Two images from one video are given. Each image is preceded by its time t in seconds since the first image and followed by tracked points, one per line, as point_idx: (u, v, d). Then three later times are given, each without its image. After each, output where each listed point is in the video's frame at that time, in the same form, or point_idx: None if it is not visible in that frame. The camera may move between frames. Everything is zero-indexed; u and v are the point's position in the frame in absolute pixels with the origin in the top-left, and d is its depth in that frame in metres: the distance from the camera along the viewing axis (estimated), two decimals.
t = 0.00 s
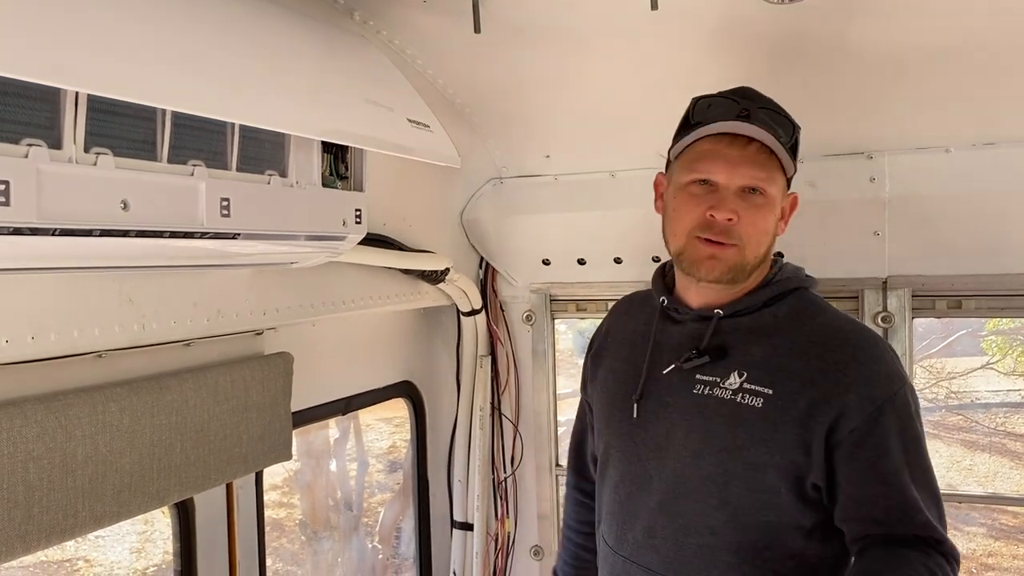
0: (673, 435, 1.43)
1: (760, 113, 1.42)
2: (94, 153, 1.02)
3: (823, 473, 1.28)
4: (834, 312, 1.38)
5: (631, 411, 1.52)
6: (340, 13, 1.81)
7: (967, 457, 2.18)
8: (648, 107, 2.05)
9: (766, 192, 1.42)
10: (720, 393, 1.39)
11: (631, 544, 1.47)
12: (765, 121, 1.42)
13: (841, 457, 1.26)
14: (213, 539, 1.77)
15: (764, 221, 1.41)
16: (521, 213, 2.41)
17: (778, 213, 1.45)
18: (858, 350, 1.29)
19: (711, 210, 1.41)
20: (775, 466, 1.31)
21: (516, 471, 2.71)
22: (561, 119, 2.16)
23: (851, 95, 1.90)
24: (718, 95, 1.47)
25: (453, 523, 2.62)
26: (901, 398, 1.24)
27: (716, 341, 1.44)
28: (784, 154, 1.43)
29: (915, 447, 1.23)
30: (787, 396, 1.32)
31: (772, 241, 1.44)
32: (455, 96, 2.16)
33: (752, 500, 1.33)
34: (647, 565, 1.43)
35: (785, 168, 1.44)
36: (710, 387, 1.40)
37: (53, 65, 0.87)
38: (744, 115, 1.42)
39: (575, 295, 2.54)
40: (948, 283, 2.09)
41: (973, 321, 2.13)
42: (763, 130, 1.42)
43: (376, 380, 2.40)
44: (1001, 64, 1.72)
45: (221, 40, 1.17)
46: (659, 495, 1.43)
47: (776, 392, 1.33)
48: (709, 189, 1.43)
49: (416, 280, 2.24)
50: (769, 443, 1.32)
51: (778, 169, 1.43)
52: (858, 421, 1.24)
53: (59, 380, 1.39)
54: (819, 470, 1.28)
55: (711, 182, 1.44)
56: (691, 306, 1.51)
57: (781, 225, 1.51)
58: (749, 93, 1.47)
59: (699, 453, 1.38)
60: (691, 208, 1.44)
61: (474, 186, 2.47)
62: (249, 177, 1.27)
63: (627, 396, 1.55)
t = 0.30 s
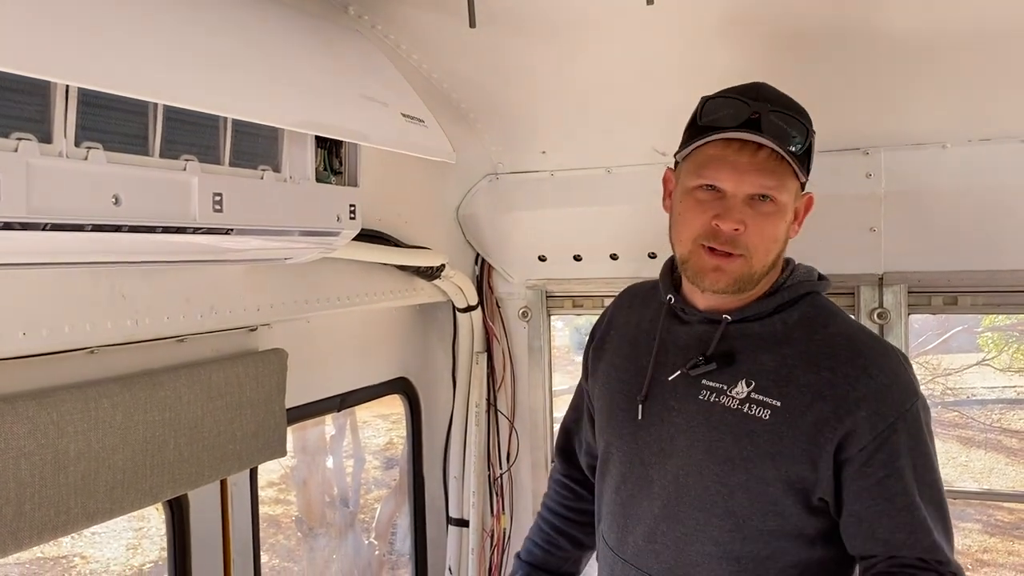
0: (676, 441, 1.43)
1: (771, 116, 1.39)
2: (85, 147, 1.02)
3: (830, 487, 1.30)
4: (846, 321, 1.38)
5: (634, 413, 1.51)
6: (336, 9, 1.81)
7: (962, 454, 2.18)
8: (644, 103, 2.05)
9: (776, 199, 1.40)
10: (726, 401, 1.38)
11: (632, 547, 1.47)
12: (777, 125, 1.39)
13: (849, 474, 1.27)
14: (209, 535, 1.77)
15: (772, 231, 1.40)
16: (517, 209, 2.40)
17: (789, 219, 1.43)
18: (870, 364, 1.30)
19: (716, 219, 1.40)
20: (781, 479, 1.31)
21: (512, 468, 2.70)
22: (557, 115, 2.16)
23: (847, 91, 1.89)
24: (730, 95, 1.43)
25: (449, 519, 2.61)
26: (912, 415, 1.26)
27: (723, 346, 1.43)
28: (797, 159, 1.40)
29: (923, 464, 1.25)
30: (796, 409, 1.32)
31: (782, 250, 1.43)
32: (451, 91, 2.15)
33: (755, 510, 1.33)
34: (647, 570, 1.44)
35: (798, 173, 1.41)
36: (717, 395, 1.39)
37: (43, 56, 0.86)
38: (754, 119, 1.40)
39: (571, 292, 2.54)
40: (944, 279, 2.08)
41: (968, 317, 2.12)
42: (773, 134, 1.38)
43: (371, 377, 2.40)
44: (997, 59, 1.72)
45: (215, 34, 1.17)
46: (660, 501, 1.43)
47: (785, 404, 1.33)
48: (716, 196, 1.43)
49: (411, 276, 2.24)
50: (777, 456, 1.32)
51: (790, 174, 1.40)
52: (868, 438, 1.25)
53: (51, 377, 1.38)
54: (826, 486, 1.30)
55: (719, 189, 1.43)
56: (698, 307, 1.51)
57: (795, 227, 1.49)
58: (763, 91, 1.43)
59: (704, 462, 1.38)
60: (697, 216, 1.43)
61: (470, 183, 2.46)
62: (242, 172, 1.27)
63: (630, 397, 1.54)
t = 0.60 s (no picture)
0: (671, 443, 1.43)
1: (770, 116, 1.38)
2: (77, 143, 1.01)
3: (825, 492, 1.29)
4: (845, 323, 1.36)
5: (631, 414, 1.52)
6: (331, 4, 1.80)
7: (958, 451, 2.18)
8: (641, 100, 2.04)
9: (774, 200, 1.39)
10: (721, 404, 1.38)
11: (627, 549, 1.48)
12: (776, 124, 1.37)
13: (844, 479, 1.27)
14: (204, 533, 1.76)
15: (769, 232, 1.39)
16: (513, 206, 2.40)
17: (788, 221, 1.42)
18: (867, 368, 1.28)
19: (712, 220, 1.40)
20: (776, 483, 1.31)
21: (508, 465, 2.70)
22: (553, 112, 2.15)
23: (844, 87, 1.89)
24: (727, 93, 1.42)
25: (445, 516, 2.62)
26: (911, 419, 1.24)
27: (719, 348, 1.43)
28: (796, 159, 1.39)
29: (920, 469, 1.23)
30: (791, 413, 1.31)
31: (779, 251, 1.42)
32: (447, 88, 2.15)
33: (749, 515, 1.33)
34: (642, 571, 1.44)
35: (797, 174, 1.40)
36: (711, 398, 1.39)
37: (35, 48, 0.85)
38: (752, 118, 1.38)
39: (567, 289, 2.54)
40: (939, 277, 2.09)
41: (964, 315, 2.13)
42: (771, 134, 1.37)
43: (367, 374, 2.40)
44: (993, 55, 1.72)
45: (207, 26, 1.16)
46: (654, 503, 1.43)
47: (779, 408, 1.32)
48: (712, 197, 1.42)
49: (407, 272, 2.23)
50: (771, 461, 1.31)
51: (789, 175, 1.39)
52: (863, 444, 1.24)
53: (44, 374, 1.37)
54: (821, 490, 1.29)
55: (716, 189, 1.42)
56: (696, 308, 1.51)
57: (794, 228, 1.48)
58: (763, 89, 1.41)
59: (698, 465, 1.38)
60: (692, 217, 1.43)
61: (466, 179, 2.46)
62: (236, 169, 1.26)
63: (627, 398, 1.54)
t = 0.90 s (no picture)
0: (660, 442, 1.44)
1: (744, 115, 1.36)
2: (74, 141, 1.01)
3: (810, 495, 1.28)
4: (833, 324, 1.34)
5: (624, 413, 1.53)
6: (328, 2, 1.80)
7: (953, 450, 2.18)
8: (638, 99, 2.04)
9: (751, 200, 1.38)
10: (707, 405, 1.38)
11: (618, 546, 1.49)
12: (751, 124, 1.36)
13: (828, 482, 1.25)
14: (200, 531, 1.76)
15: (747, 232, 1.38)
16: (510, 205, 2.40)
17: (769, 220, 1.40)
18: (853, 370, 1.26)
19: (688, 221, 1.40)
20: (759, 484, 1.31)
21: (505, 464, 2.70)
22: (550, 111, 2.16)
23: (841, 87, 1.89)
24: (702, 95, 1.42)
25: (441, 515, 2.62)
26: (897, 423, 1.21)
27: (707, 348, 1.44)
28: (772, 159, 1.36)
29: (907, 474, 1.20)
30: (774, 415, 1.30)
31: (761, 250, 1.40)
32: (444, 87, 2.15)
33: (735, 515, 1.33)
34: (631, 569, 1.46)
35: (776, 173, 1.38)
36: (699, 398, 1.40)
37: (33, 45, 0.85)
38: (726, 119, 1.37)
39: (564, 288, 2.54)
40: (935, 277, 2.10)
41: (960, 314, 2.13)
42: (745, 134, 1.36)
43: (364, 372, 2.40)
44: (990, 56, 1.73)
45: (204, 25, 1.16)
46: (644, 501, 1.44)
47: (764, 409, 1.32)
48: (689, 198, 1.42)
49: (404, 271, 2.23)
50: (755, 462, 1.31)
51: (765, 175, 1.37)
52: (846, 446, 1.22)
53: (41, 372, 1.37)
54: (806, 492, 1.28)
55: (693, 190, 1.42)
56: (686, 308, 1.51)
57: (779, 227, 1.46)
58: (741, 89, 1.40)
59: (684, 465, 1.39)
60: (671, 218, 1.43)
61: (463, 178, 2.46)
62: (234, 167, 1.26)
63: (621, 397, 1.56)
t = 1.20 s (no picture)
0: (646, 428, 1.44)
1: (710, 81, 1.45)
2: (72, 137, 1.00)
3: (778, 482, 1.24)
4: (812, 314, 1.31)
5: (620, 401, 1.55)
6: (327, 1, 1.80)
7: (950, 449, 2.19)
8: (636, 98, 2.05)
9: (700, 153, 1.43)
10: (685, 390, 1.38)
11: (606, 532, 1.50)
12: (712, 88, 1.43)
13: (792, 468, 1.21)
14: (196, 529, 1.76)
15: (690, 180, 1.43)
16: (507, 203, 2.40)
17: (722, 177, 1.41)
18: (823, 358, 1.23)
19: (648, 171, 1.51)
20: (727, 469, 1.29)
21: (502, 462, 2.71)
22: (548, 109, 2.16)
23: (838, 86, 1.90)
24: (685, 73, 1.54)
25: (438, 513, 2.62)
26: (864, 411, 1.17)
27: (690, 336, 1.44)
28: (728, 118, 1.41)
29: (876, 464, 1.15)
30: (744, 398, 1.29)
31: (710, 205, 1.41)
32: (442, 85, 2.15)
33: (708, 502, 1.31)
34: (616, 555, 1.46)
35: (730, 132, 1.40)
36: (679, 383, 1.40)
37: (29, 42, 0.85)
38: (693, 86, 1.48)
39: (561, 286, 2.54)
40: (932, 275, 2.10)
41: (956, 313, 2.14)
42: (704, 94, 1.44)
43: (361, 370, 2.40)
44: (986, 56, 1.73)
45: (202, 21, 1.16)
46: (630, 487, 1.45)
47: (734, 393, 1.30)
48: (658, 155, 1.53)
49: (402, 268, 2.23)
50: (723, 445, 1.29)
51: (717, 130, 1.42)
52: (809, 431, 1.19)
53: (39, 369, 1.37)
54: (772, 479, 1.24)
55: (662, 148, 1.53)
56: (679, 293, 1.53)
57: (750, 202, 1.41)
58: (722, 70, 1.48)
59: (662, 448, 1.38)
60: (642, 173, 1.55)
61: (461, 176, 2.46)
62: (231, 164, 1.26)
63: (618, 386, 1.57)
